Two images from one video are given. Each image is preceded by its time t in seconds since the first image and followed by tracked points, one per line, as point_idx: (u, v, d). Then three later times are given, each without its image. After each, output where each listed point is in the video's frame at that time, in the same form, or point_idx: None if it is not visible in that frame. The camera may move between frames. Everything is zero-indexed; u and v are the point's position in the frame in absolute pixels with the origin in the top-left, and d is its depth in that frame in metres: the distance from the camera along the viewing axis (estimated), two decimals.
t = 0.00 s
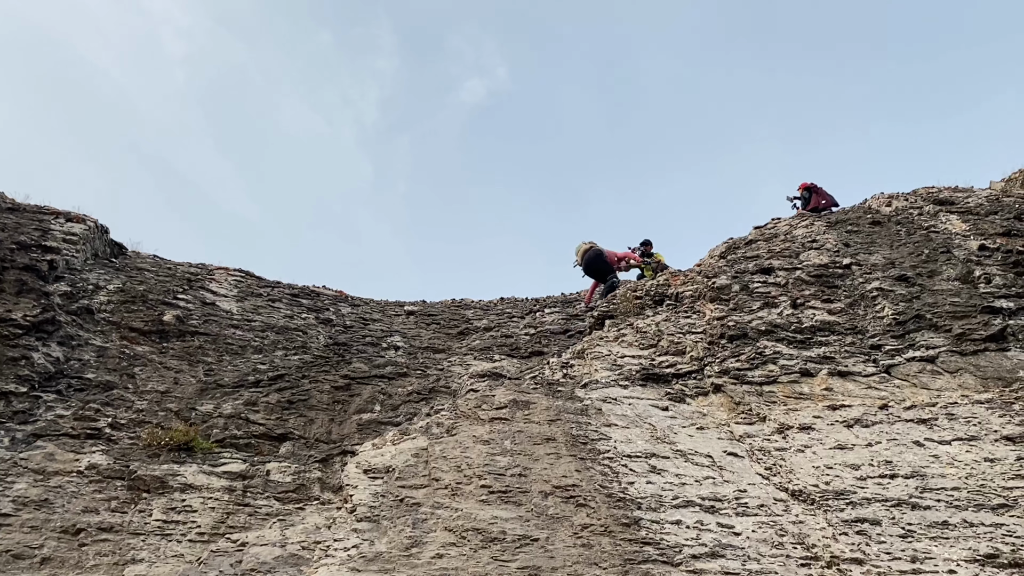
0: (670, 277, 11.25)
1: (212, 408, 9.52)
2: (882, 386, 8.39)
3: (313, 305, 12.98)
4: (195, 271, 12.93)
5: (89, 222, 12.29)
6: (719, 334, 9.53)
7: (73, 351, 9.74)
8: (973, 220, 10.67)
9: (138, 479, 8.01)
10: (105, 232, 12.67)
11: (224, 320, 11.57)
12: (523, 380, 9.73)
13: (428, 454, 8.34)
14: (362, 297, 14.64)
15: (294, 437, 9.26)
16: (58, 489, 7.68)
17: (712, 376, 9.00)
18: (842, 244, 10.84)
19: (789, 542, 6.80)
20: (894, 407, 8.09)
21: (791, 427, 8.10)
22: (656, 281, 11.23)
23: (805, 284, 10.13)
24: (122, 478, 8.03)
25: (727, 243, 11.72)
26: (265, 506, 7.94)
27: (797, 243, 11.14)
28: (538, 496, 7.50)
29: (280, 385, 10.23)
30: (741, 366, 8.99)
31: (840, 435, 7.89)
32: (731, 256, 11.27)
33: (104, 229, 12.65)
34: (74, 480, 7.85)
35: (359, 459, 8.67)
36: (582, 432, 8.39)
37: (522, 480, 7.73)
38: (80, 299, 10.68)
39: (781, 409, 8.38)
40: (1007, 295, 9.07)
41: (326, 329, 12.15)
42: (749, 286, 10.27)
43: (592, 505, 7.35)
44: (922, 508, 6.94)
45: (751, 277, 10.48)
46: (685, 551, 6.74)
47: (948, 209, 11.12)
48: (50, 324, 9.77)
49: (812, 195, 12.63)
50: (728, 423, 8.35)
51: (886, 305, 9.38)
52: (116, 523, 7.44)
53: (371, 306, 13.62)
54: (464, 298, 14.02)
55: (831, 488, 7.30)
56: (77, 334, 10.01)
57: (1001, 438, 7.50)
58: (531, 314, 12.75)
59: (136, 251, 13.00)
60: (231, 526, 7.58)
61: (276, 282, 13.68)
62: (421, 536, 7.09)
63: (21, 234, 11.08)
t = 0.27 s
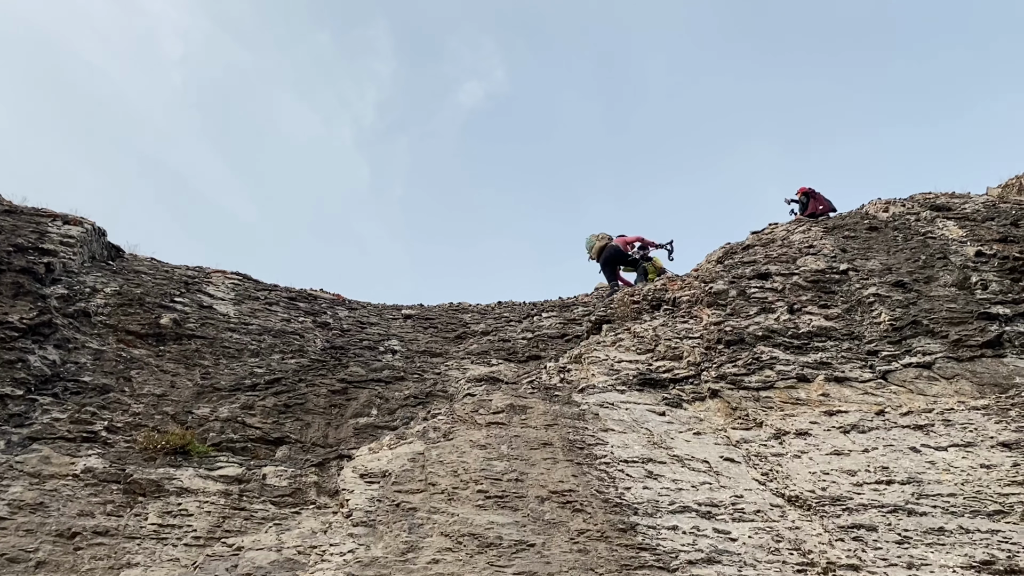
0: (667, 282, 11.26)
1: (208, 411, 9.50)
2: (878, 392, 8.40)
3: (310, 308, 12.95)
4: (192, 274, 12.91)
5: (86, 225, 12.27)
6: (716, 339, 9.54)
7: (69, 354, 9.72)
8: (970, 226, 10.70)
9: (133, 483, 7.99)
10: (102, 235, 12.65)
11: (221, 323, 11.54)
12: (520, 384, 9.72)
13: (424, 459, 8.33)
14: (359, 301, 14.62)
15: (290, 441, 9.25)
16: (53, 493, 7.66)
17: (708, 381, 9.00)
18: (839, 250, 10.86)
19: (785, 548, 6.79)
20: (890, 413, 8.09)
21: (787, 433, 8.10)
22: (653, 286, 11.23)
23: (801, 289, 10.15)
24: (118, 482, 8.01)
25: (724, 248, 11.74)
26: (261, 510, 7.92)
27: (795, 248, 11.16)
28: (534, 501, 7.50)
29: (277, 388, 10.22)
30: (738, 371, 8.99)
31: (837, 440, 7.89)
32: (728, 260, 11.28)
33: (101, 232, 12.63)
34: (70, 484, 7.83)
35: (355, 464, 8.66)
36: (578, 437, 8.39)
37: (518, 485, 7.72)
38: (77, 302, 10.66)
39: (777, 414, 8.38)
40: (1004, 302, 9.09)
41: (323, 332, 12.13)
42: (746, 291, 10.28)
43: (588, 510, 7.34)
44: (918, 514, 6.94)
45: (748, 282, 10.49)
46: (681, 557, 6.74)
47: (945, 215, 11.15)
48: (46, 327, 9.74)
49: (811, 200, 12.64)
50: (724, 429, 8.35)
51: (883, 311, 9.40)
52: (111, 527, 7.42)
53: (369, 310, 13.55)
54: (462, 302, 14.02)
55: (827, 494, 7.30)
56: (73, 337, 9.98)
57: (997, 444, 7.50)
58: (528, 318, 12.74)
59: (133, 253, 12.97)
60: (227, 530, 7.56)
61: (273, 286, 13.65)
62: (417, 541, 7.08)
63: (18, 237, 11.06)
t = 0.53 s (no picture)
0: (666, 288, 11.26)
1: (207, 416, 9.48)
2: (877, 399, 8.40)
3: (309, 313, 12.94)
4: (191, 279, 12.89)
5: (85, 229, 12.26)
6: (715, 345, 9.54)
7: (68, 358, 9.70)
8: (969, 233, 10.71)
9: (131, 488, 7.97)
10: (101, 239, 12.63)
11: (220, 328, 11.52)
12: (519, 390, 9.70)
13: (423, 464, 8.31)
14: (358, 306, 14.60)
15: (289, 447, 9.23)
16: (51, 498, 7.64)
17: (708, 388, 9.00)
18: (838, 256, 10.87)
19: (784, 555, 6.78)
20: (890, 420, 8.09)
21: (787, 439, 8.09)
22: (652, 292, 11.22)
23: (800, 296, 10.15)
24: (115, 487, 7.99)
25: (723, 254, 11.74)
26: (259, 515, 7.90)
27: (794, 255, 11.17)
28: (533, 507, 7.48)
29: (275, 394, 10.20)
30: (737, 377, 8.99)
31: (836, 447, 7.89)
32: (727, 267, 11.28)
33: (100, 237, 12.61)
34: (67, 489, 7.82)
35: (354, 469, 8.64)
36: (577, 443, 8.37)
37: (517, 491, 7.71)
38: (76, 306, 10.64)
39: (777, 420, 8.37)
40: (1003, 308, 9.10)
41: (322, 337, 12.10)
42: (745, 298, 10.28)
43: (587, 517, 7.32)
44: (917, 521, 6.93)
45: (747, 288, 10.49)
46: (680, 564, 6.73)
47: (943, 222, 11.17)
48: (45, 332, 9.73)
49: (811, 206, 12.69)
50: (723, 435, 8.34)
51: (882, 317, 9.40)
52: (109, 532, 7.40)
53: (368, 314, 13.57)
54: (461, 308, 14.00)
55: (826, 501, 7.29)
56: (72, 341, 9.96)
57: (996, 451, 7.50)
58: (527, 324, 12.73)
59: (132, 258, 12.96)
60: (225, 536, 7.54)
61: (272, 290, 13.63)
62: (416, 548, 7.07)
63: (17, 241, 11.05)
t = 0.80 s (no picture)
0: (667, 296, 11.27)
1: (207, 424, 9.48)
2: (878, 407, 8.38)
3: (309, 320, 12.92)
4: (192, 286, 12.91)
5: (86, 236, 12.27)
6: (716, 353, 9.53)
7: (68, 365, 9.70)
8: (969, 241, 10.72)
9: (131, 496, 7.96)
10: (102, 246, 12.65)
11: (220, 335, 11.52)
12: (520, 398, 9.69)
13: (423, 473, 8.30)
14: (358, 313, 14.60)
15: (288, 454, 9.22)
16: (50, 506, 7.63)
17: (708, 396, 8.99)
18: (838, 264, 10.88)
19: (785, 564, 6.77)
20: (890, 428, 8.07)
21: (787, 448, 8.08)
22: (652, 299, 11.23)
23: (801, 303, 10.15)
24: (115, 494, 7.98)
25: (723, 262, 11.75)
26: (258, 524, 7.89)
27: (794, 263, 11.18)
28: (533, 516, 7.47)
29: (276, 401, 10.19)
30: (737, 386, 8.98)
31: (837, 456, 7.87)
32: (728, 274, 11.29)
33: (101, 244, 12.63)
34: (67, 496, 7.80)
35: (354, 477, 8.63)
36: (578, 451, 8.37)
37: (517, 499, 7.70)
38: (76, 313, 10.64)
39: (777, 429, 8.36)
40: (1003, 317, 9.10)
41: (322, 344, 12.10)
42: (745, 305, 10.29)
43: (587, 525, 7.31)
44: (918, 530, 6.91)
45: (748, 296, 10.50)
46: (680, 573, 6.71)
47: (944, 230, 11.18)
48: (45, 339, 9.73)
49: (811, 213, 12.67)
50: (724, 443, 8.33)
51: (883, 326, 9.40)
52: (108, 540, 7.38)
53: (368, 322, 13.57)
54: (461, 315, 14.01)
55: (826, 510, 7.28)
56: (72, 349, 9.96)
57: (997, 460, 7.49)
58: (527, 332, 12.73)
59: (132, 265, 12.96)
60: (224, 544, 7.53)
61: (272, 297, 13.64)
62: (415, 556, 7.06)
63: (18, 248, 11.07)
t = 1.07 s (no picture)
0: (669, 303, 11.26)
1: (209, 431, 9.48)
2: (881, 415, 8.37)
3: (311, 327, 12.92)
4: (194, 292, 12.92)
5: (89, 243, 12.30)
6: (718, 360, 9.52)
7: (70, 372, 9.71)
8: (972, 248, 10.71)
9: (133, 503, 7.96)
10: (105, 253, 12.67)
11: (223, 342, 11.53)
12: (522, 405, 9.68)
13: (425, 480, 8.29)
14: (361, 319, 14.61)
15: (290, 461, 9.21)
16: (52, 513, 7.63)
17: (710, 403, 8.98)
18: (841, 271, 10.88)
19: (787, 573, 6.75)
20: (893, 436, 8.06)
21: (790, 455, 8.07)
22: (655, 306, 11.23)
23: (803, 311, 10.15)
24: (117, 502, 7.98)
25: (726, 268, 11.75)
26: (260, 531, 7.88)
27: (796, 269, 11.17)
28: (535, 524, 7.46)
29: (278, 408, 10.19)
30: (740, 393, 8.96)
31: (839, 463, 7.86)
32: (730, 281, 11.29)
33: (103, 250, 12.65)
34: (69, 504, 7.80)
35: (356, 485, 8.62)
36: (580, 459, 8.36)
37: (519, 507, 7.69)
38: (79, 320, 10.66)
39: (780, 436, 8.35)
40: (1006, 324, 9.08)
41: (325, 351, 12.10)
42: (748, 312, 10.28)
43: (589, 534, 7.30)
44: (921, 539, 6.89)
45: (750, 303, 10.49)
46: None
47: (946, 236, 11.17)
48: (47, 346, 9.74)
49: (812, 219, 12.69)
50: (727, 451, 8.32)
51: (885, 333, 9.38)
52: (110, 548, 7.38)
53: (371, 328, 13.58)
54: (463, 321, 14.01)
55: (829, 518, 7.26)
56: (74, 355, 9.97)
57: (1000, 468, 7.47)
58: (529, 338, 12.73)
59: (135, 271, 12.98)
60: (226, 552, 7.52)
61: (275, 304, 13.65)
62: (417, 565, 7.05)
63: (21, 255, 11.09)
